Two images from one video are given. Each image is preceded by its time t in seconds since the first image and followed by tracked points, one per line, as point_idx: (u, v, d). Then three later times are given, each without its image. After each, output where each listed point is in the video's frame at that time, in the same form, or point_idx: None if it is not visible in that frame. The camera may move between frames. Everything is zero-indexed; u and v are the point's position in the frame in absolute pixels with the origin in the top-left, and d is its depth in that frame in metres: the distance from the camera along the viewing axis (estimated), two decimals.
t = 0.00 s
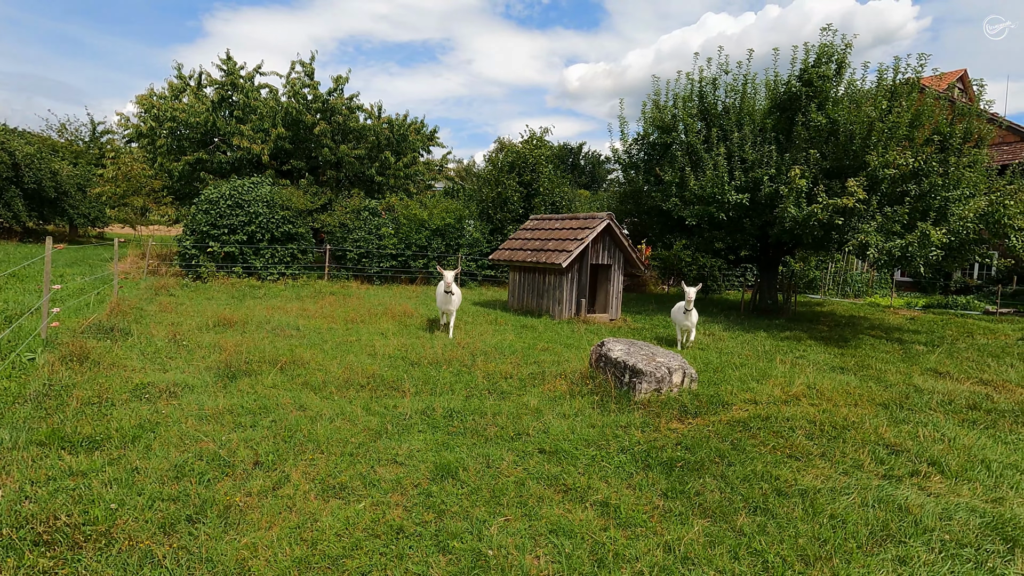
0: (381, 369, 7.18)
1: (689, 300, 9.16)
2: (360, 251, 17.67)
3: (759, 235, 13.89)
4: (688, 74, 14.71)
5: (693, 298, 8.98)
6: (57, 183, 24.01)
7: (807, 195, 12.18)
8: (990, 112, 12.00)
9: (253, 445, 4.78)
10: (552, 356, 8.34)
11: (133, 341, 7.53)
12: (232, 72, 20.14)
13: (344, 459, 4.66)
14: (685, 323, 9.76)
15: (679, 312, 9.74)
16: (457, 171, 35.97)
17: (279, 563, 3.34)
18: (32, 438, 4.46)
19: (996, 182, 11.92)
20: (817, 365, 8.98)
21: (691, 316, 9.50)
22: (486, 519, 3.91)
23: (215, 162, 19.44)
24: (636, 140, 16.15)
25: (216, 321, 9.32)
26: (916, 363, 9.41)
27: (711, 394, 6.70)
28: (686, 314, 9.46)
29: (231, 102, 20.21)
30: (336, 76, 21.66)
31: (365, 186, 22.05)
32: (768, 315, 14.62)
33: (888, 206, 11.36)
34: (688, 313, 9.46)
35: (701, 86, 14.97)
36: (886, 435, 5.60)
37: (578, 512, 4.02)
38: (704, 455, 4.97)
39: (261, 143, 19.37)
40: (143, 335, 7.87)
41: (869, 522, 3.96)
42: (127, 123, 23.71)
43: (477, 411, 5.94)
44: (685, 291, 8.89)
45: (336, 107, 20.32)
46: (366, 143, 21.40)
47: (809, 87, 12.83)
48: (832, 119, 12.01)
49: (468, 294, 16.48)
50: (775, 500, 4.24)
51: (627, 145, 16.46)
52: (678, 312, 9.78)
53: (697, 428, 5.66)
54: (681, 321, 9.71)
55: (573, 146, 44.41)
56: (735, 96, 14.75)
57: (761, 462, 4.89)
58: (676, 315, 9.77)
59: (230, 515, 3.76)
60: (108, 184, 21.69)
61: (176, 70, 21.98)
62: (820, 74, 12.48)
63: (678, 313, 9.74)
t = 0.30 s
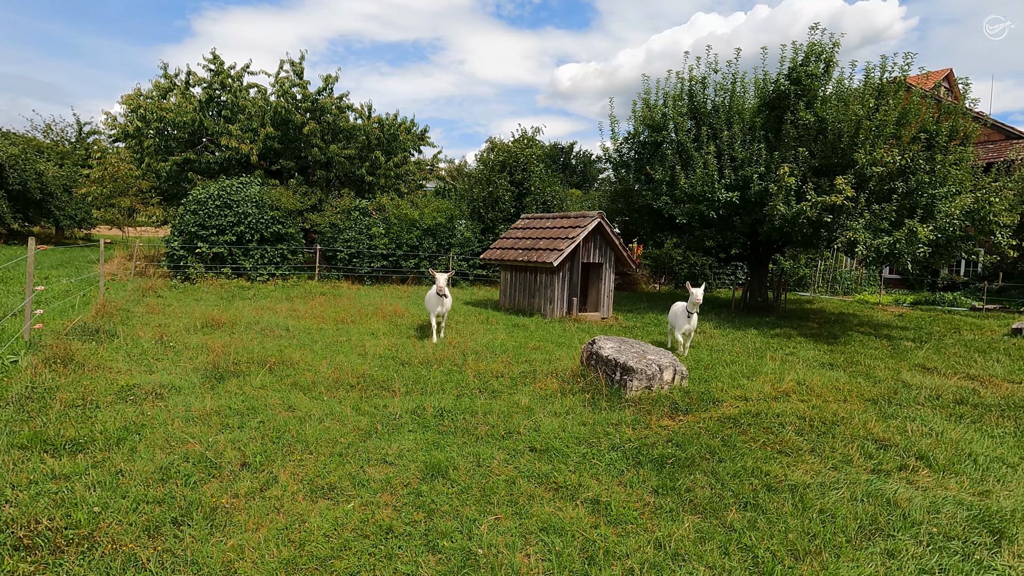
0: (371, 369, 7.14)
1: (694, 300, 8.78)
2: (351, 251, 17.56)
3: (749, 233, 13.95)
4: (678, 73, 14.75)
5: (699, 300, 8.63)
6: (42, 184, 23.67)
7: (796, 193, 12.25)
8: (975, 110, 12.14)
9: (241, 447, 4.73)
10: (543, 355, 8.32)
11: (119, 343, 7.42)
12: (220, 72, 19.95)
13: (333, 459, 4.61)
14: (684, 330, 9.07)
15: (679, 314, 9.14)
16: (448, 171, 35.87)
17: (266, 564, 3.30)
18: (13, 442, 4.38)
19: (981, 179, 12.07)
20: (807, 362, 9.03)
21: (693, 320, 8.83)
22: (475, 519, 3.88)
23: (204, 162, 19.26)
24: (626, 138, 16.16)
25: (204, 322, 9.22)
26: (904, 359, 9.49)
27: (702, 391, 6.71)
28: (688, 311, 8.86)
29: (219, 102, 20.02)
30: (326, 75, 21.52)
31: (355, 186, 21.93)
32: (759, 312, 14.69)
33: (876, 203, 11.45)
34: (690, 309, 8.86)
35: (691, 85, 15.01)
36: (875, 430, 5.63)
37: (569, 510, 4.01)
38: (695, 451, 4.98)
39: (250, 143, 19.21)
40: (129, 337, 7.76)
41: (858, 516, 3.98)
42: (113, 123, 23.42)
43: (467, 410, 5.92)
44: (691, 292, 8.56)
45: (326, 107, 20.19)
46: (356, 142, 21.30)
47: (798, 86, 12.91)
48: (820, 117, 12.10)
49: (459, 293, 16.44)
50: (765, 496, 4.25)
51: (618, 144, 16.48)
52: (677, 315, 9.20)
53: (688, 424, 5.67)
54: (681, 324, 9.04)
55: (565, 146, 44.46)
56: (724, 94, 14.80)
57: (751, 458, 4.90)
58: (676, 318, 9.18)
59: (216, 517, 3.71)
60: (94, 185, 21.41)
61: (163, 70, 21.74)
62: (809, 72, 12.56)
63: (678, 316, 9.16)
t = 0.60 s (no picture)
0: (362, 368, 7.10)
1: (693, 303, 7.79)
2: (341, 251, 17.46)
3: (739, 231, 14.04)
4: (667, 72, 14.80)
5: (701, 302, 7.65)
6: (26, 184, 23.31)
7: (785, 191, 12.34)
8: (959, 109, 12.29)
9: (229, 448, 4.68)
10: (534, 354, 8.33)
11: (105, 344, 7.32)
12: (207, 70, 19.74)
13: (323, 460, 4.58)
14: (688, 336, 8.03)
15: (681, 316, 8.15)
16: (439, 170, 35.76)
17: (255, 566, 3.27)
18: None
19: (966, 177, 12.23)
20: (796, 358, 9.11)
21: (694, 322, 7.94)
22: (466, 518, 3.88)
23: (191, 161, 19.06)
24: (617, 137, 16.19)
25: (191, 323, 9.12)
26: (891, 355, 9.60)
27: (692, 388, 6.74)
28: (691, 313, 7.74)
29: (206, 100, 19.81)
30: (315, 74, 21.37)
31: (345, 186, 21.81)
32: (749, 310, 14.79)
33: (863, 200, 11.56)
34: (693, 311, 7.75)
35: (680, 84, 15.05)
36: (863, 425, 5.68)
37: (560, 508, 4.01)
38: (685, 448, 5.00)
39: (238, 142, 19.05)
40: (115, 338, 7.66)
41: (846, 511, 4.01)
42: (99, 122, 23.12)
43: (458, 409, 5.90)
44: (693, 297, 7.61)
45: (315, 106, 20.04)
46: (346, 142, 21.18)
47: (785, 85, 13.01)
48: (808, 115, 12.20)
49: (450, 292, 16.40)
50: (754, 491, 4.27)
51: (608, 142, 16.50)
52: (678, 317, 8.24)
53: (678, 421, 5.69)
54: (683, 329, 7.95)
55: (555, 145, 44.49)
56: (713, 93, 14.86)
57: (741, 454, 4.93)
58: (674, 322, 8.22)
59: (204, 519, 3.67)
60: (79, 185, 21.11)
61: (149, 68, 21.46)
62: (796, 71, 12.66)
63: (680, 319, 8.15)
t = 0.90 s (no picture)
0: (352, 367, 7.07)
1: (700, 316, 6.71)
2: (331, 249, 17.35)
3: (729, 227, 14.13)
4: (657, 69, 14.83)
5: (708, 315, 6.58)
6: (9, 182, 22.94)
7: (774, 188, 12.43)
8: (945, 106, 12.43)
9: (218, 448, 4.64)
10: (526, 351, 8.34)
11: (91, 344, 7.23)
12: (194, 67, 19.50)
13: (313, 459, 4.56)
14: (690, 352, 7.01)
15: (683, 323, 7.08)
16: (429, 168, 35.60)
17: (245, 566, 3.25)
18: None
19: (951, 173, 12.38)
20: (785, 354, 9.19)
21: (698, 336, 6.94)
22: (458, 515, 3.87)
23: (178, 159, 18.84)
24: (607, 134, 16.21)
25: (179, 323, 9.03)
26: (878, 350, 9.71)
27: (683, 384, 6.78)
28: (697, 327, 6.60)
29: (194, 98, 19.59)
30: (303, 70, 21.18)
31: (335, 183, 21.66)
32: (738, 306, 14.90)
33: (851, 197, 11.66)
34: (700, 325, 6.64)
35: (670, 81, 15.09)
36: (850, 420, 5.75)
37: (551, 505, 4.02)
38: (675, 444, 5.03)
39: (226, 139, 18.86)
40: (101, 338, 7.58)
41: (833, 504, 4.06)
42: (83, 119, 22.78)
43: (449, 407, 5.90)
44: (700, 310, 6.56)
45: (304, 103, 19.88)
46: (336, 139, 21.04)
47: (774, 82, 13.10)
48: (796, 113, 12.30)
49: (441, 290, 16.36)
50: (744, 486, 4.31)
51: (599, 140, 16.51)
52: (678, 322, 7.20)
53: (668, 417, 5.73)
54: (684, 344, 6.90)
55: (546, 142, 44.43)
56: (703, 90, 14.91)
57: (730, 449, 4.97)
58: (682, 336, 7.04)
59: (192, 520, 3.64)
60: (64, 183, 20.78)
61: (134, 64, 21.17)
62: (785, 69, 12.74)
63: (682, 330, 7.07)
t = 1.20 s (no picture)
0: (344, 364, 7.04)
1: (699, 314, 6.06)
2: (322, 246, 17.24)
3: (719, 223, 14.20)
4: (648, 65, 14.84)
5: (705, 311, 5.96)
6: None
7: (764, 183, 12.49)
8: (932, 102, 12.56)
9: (207, 447, 4.60)
10: (517, 347, 8.34)
11: (78, 343, 7.14)
12: (182, 62, 19.26)
13: (304, 457, 4.54)
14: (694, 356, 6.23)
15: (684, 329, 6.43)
16: (421, 164, 35.44)
17: (235, 564, 3.23)
18: None
19: (938, 169, 12.50)
20: (775, 348, 9.25)
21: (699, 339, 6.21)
22: (450, 512, 3.87)
23: (166, 155, 18.62)
24: (598, 130, 16.21)
25: (168, 321, 8.93)
26: (867, 344, 9.81)
27: (674, 379, 6.81)
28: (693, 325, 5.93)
29: (182, 93, 19.36)
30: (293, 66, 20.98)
31: (325, 180, 21.51)
32: (729, 301, 15.00)
33: (840, 193, 11.75)
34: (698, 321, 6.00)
35: (661, 77, 15.10)
36: (839, 413, 5.81)
37: (543, 500, 4.03)
38: (666, 438, 5.05)
39: (215, 135, 18.66)
40: (88, 337, 7.48)
41: (822, 496, 4.10)
42: (69, 115, 22.46)
43: (441, 403, 5.89)
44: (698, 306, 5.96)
45: (294, 99, 19.71)
46: (326, 135, 20.89)
47: (764, 78, 13.15)
48: (786, 109, 12.37)
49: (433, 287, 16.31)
50: (734, 479, 4.34)
51: (590, 136, 16.50)
52: (678, 327, 6.63)
53: (659, 412, 5.75)
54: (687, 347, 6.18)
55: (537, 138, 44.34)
56: (693, 86, 14.94)
57: (721, 443, 5.00)
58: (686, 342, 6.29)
59: (181, 519, 3.61)
60: (48, 180, 20.47)
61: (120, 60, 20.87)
62: (774, 65, 12.80)
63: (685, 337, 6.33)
